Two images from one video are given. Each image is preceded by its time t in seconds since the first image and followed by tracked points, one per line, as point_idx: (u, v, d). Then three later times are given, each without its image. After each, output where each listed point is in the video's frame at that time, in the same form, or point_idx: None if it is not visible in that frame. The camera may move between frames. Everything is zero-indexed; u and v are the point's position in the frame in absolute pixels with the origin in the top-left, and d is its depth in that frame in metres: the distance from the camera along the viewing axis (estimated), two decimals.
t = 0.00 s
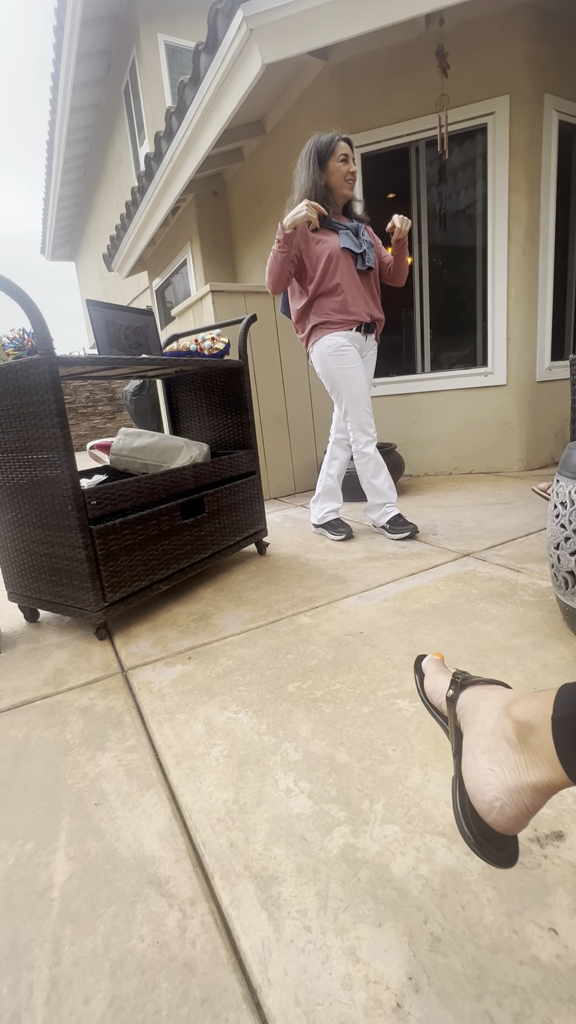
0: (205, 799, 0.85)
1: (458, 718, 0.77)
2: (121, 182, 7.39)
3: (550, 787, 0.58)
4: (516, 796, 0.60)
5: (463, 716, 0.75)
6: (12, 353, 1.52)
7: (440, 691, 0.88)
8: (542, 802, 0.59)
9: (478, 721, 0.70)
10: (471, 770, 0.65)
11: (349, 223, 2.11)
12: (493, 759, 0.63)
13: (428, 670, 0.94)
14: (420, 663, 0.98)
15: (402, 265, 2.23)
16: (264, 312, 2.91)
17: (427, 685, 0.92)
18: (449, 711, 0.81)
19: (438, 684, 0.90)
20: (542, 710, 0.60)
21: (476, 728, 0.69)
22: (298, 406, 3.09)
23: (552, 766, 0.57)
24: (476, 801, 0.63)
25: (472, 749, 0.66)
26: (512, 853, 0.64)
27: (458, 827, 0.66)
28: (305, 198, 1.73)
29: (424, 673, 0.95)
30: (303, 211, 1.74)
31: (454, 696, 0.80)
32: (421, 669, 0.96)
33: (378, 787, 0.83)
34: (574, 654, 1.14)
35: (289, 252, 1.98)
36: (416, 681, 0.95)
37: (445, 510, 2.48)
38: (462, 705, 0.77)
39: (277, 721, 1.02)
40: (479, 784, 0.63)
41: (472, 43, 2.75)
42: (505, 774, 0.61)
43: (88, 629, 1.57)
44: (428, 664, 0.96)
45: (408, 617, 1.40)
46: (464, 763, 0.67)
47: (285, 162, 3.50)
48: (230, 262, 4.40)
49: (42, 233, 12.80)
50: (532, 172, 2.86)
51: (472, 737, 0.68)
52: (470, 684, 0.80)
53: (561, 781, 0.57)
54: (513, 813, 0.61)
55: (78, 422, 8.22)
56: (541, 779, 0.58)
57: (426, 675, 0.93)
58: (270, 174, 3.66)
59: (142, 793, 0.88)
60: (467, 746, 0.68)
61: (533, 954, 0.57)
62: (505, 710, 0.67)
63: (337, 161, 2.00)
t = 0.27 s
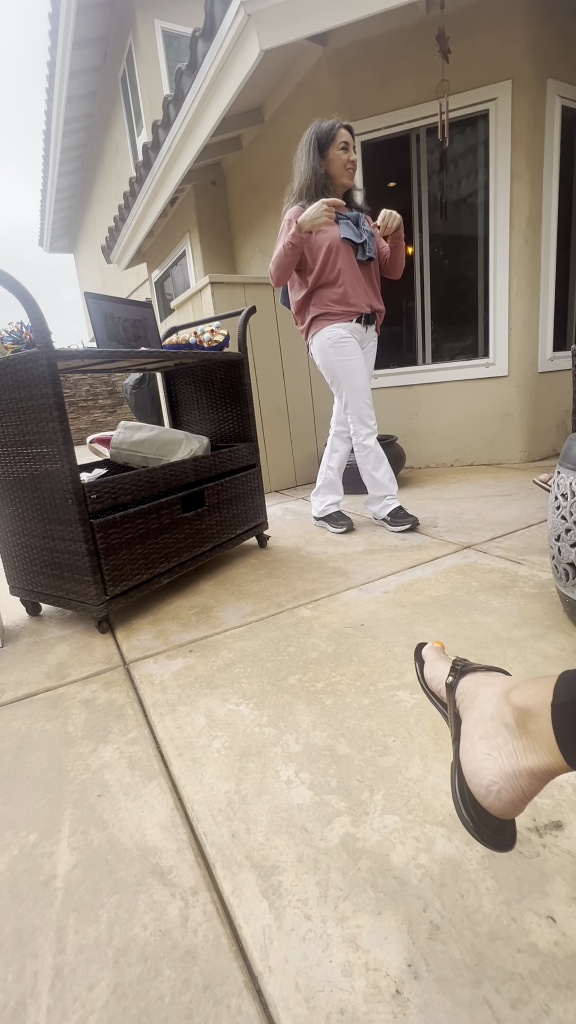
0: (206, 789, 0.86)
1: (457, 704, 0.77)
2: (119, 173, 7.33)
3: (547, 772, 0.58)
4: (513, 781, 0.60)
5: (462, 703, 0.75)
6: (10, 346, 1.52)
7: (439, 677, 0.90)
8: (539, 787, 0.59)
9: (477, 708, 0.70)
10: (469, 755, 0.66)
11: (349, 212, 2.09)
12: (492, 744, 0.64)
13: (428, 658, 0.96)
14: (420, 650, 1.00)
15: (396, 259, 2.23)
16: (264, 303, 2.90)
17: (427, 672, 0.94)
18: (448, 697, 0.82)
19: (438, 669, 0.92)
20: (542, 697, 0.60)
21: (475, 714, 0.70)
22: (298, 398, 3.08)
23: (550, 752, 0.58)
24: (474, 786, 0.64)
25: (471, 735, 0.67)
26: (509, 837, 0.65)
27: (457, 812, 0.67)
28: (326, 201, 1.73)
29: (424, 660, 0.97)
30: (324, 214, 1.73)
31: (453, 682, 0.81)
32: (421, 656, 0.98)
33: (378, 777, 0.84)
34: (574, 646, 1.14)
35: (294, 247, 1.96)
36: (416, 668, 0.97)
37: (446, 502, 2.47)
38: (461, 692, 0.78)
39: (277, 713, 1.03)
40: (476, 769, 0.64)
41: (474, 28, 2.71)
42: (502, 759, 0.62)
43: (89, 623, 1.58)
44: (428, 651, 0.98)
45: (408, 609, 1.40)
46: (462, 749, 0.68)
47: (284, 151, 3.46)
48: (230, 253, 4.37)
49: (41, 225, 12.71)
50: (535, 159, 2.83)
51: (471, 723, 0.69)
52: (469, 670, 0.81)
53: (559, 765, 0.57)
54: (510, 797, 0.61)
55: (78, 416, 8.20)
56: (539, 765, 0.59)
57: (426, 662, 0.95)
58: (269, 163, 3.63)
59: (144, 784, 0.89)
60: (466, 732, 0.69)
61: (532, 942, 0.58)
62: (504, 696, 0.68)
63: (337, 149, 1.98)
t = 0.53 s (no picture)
0: (205, 785, 0.86)
1: (456, 697, 0.77)
2: (117, 167, 7.29)
3: (547, 766, 0.58)
4: (511, 774, 0.60)
5: (461, 696, 0.75)
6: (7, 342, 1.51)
7: (440, 670, 0.91)
8: (538, 780, 0.59)
9: (476, 701, 0.70)
10: (468, 748, 0.65)
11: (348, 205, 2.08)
12: (491, 737, 0.64)
13: (427, 652, 0.96)
14: (419, 644, 1.00)
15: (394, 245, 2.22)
16: (263, 298, 2.88)
17: (426, 666, 0.94)
18: (447, 690, 0.81)
19: (438, 662, 0.92)
20: (543, 691, 0.61)
21: (475, 708, 0.70)
22: (298, 393, 3.07)
23: (550, 746, 0.58)
24: (472, 779, 0.64)
25: (470, 728, 0.67)
26: (508, 830, 0.66)
27: (456, 806, 0.67)
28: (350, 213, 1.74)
29: (423, 654, 0.97)
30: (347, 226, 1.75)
31: (453, 675, 0.81)
32: (421, 650, 0.98)
33: (376, 772, 0.84)
34: (573, 640, 1.14)
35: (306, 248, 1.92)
36: (416, 662, 0.98)
37: (446, 497, 2.47)
38: (461, 684, 0.78)
39: (276, 708, 1.03)
40: (475, 763, 0.64)
41: (474, 17, 2.68)
42: (502, 752, 0.62)
43: (89, 619, 1.58)
44: (428, 645, 0.98)
45: (408, 604, 1.40)
46: (461, 742, 0.68)
47: (283, 144, 3.44)
48: (228, 247, 4.35)
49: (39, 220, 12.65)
50: (535, 151, 2.81)
51: (470, 717, 0.69)
52: (469, 663, 0.81)
53: (558, 759, 0.57)
54: (508, 791, 0.61)
55: (78, 412, 8.19)
56: (538, 758, 0.59)
57: (427, 655, 0.95)
58: (268, 157, 3.60)
59: (144, 780, 0.89)
60: (465, 725, 0.69)
61: (529, 935, 0.58)
62: (504, 690, 0.68)
63: (333, 140, 1.96)
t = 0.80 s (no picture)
0: (204, 785, 0.86)
1: (457, 695, 0.77)
2: (115, 165, 7.27)
3: (548, 765, 0.58)
4: (511, 772, 0.60)
5: (462, 694, 0.75)
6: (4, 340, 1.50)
7: (439, 669, 0.89)
8: (539, 779, 0.59)
9: (477, 699, 0.70)
10: (468, 746, 0.65)
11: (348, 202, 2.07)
12: (491, 734, 0.64)
13: (428, 650, 0.95)
14: (420, 641, 0.99)
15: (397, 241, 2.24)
16: (261, 296, 2.88)
17: (426, 663, 0.92)
18: (448, 688, 0.81)
19: (437, 661, 0.90)
20: (544, 688, 0.60)
21: (475, 705, 0.69)
22: (296, 392, 3.06)
23: (551, 745, 0.57)
24: (473, 777, 0.64)
25: (470, 726, 0.67)
26: (509, 828, 0.65)
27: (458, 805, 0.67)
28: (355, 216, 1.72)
29: (423, 652, 0.95)
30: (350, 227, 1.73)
31: (453, 673, 0.80)
32: (421, 648, 0.97)
33: (376, 772, 0.83)
34: (572, 639, 1.14)
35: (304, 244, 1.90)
36: (416, 660, 0.96)
37: (445, 495, 2.47)
38: (461, 682, 0.77)
39: (275, 708, 1.03)
40: (476, 761, 0.63)
41: (473, 14, 2.67)
42: (502, 751, 0.62)
43: (87, 618, 1.57)
44: (428, 643, 0.97)
45: (407, 603, 1.40)
46: (461, 740, 0.68)
47: (281, 141, 3.43)
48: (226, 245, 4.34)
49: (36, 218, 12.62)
50: (534, 149, 2.80)
51: (471, 715, 0.69)
52: (469, 661, 0.81)
53: (559, 758, 0.57)
54: (509, 790, 0.61)
55: (76, 411, 8.18)
56: (539, 757, 0.58)
57: (426, 653, 0.94)
58: (266, 154, 3.60)
59: (142, 780, 0.88)
60: (466, 723, 0.69)
61: (529, 935, 0.58)
62: (505, 688, 0.67)
63: (334, 136, 1.95)
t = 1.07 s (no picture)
0: (204, 786, 0.86)
1: (453, 696, 0.77)
2: (114, 167, 7.28)
3: (543, 764, 0.59)
4: (508, 772, 0.61)
5: (458, 695, 0.75)
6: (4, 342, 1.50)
7: (435, 670, 0.90)
8: (535, 779, 0.60)
9: (473, 700, 0.71)
10: (465, 748, 0.66)
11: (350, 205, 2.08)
12: (488, 735, 0.64)
13: (424, 652, 0.96)
14: (416, 644, 1.00)
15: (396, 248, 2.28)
16: (260, 298, 2.88)
17: (423, 665, 0.93)
18: (445, 690, 0.81)
19: (434, 662, 0.91)
20: (539, 689, 0.61)
21: (472, 706, 0.70)
22: (295, 393, 3.07)
23: (546, 745, 0.58)
24: (470, 777, 0.64)
25: (467, 727, 0.68)
26: (505, 829, 0.66)
27: (455, 805, 0.67)
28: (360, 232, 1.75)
29: (419, 654, 0.96)
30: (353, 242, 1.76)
31: (450, 674, 0.80)
32: (417, 650, 0.98)
33: (376, 773, 0.84)
34: (571, 640, 1.14)
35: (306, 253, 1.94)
36: (412, 663, 0.97)
37: (443, 497, 2.47)
38: (458, 683, 0.77)
39: (275, 709, 1.03)
40: (473, 762, 0.64)
41: (471, 19, 2.69)
42: (498, 751, 0.62)
43: (86, 620, 1.57)
44: (424, 646, 0.98)
45: (406, 604, 1.40)
46: (459, 741, 0.68)
47: (280, 145, 3.45)
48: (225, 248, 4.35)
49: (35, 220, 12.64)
50: (532, 153, 2.82)
51: (467, 716, 0.69)
52: (465, 662, 0.81)
53: (554, 758, 0.58)
54: (505, 789, 0.62)
55: (74, 413, 8.18)
56: (535, 757, 0.59)
57: (423, 655, 0.95)
58: (265, 157, 3.61)
59: (142, 781, 0.89)
60: (463, 724, 0.69)
61: (529, 935, 0.58)
62: (501, 688, 0.68)
63: (339, 139, 1.95)
